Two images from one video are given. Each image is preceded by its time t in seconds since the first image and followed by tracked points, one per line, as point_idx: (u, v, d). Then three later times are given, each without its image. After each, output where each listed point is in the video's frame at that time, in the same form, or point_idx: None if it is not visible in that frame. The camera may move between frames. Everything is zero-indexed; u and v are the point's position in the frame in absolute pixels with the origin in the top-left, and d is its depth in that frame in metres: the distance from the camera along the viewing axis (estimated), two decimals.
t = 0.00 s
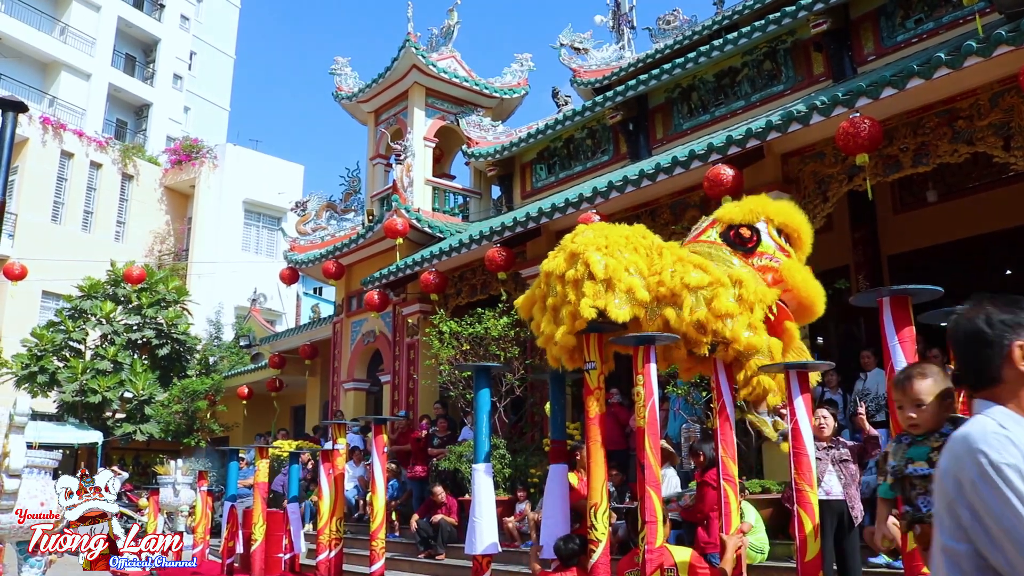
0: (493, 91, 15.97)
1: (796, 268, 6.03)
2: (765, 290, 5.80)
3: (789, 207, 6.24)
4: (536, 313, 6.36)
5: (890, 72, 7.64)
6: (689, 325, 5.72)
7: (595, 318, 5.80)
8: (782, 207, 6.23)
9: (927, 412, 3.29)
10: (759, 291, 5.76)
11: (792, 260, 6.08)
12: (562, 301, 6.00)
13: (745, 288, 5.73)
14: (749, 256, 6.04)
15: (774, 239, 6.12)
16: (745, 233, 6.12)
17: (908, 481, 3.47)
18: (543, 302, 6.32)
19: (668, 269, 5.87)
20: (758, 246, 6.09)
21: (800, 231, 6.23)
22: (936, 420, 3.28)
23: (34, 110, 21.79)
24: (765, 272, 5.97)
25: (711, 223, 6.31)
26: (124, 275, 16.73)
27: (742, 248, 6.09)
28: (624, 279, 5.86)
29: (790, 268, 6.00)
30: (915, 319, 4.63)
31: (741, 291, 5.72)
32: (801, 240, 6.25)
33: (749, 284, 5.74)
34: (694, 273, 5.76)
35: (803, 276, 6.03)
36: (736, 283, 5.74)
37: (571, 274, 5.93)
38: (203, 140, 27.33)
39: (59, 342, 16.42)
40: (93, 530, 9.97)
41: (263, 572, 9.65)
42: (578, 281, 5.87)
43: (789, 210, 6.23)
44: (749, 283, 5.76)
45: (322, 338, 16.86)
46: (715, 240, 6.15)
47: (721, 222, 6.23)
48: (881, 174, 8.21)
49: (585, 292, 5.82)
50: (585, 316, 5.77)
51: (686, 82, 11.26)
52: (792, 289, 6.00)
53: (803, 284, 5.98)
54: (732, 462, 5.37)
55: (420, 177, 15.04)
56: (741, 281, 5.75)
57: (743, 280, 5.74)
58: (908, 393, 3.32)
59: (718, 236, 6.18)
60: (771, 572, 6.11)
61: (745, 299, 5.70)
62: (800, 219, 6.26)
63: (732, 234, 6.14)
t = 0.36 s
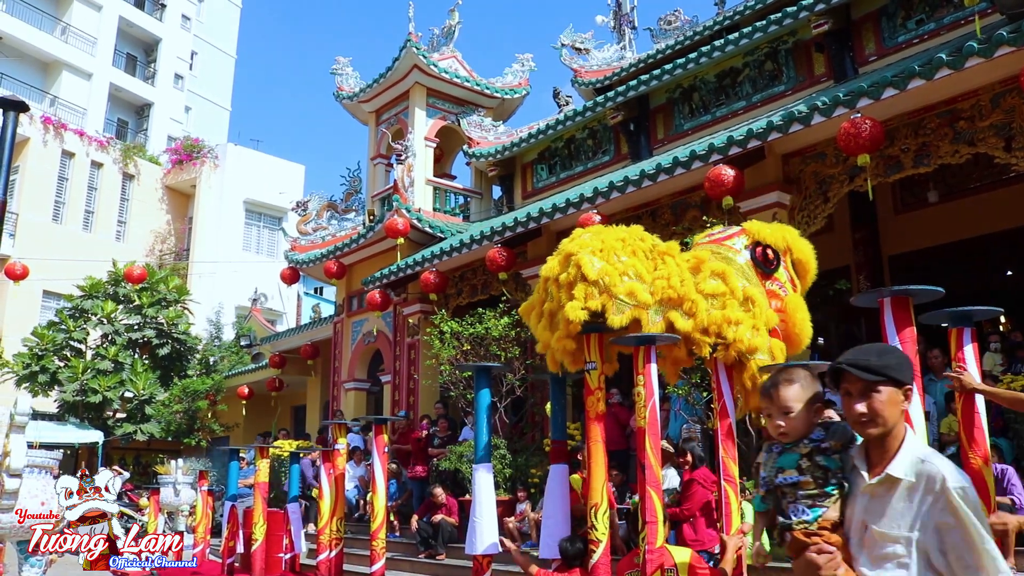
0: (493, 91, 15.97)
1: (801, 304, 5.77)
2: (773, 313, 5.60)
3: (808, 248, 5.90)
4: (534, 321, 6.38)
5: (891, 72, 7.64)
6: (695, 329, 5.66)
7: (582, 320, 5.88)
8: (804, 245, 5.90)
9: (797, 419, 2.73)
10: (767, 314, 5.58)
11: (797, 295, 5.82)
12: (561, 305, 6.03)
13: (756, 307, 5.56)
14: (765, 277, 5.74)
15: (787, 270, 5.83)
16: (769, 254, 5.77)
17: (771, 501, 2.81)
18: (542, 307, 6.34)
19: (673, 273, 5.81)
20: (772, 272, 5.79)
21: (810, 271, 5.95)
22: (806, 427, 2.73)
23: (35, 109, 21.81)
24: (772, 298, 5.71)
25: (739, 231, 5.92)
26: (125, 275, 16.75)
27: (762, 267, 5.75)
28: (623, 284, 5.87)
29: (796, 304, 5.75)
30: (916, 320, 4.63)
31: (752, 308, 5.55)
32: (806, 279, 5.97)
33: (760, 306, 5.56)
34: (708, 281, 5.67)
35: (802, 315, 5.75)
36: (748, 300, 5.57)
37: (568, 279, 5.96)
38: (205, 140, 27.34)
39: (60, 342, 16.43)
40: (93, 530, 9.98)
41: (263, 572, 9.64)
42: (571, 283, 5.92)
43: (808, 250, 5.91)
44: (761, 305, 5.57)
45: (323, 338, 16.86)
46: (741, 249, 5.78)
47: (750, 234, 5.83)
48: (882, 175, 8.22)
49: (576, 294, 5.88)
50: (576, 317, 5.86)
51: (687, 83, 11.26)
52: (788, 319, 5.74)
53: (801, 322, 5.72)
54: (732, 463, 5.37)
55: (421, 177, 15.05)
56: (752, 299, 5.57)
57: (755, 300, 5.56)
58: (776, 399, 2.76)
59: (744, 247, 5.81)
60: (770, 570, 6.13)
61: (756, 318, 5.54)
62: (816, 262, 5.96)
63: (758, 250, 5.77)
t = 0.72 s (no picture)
0: (493, 91, 15.96)
1: (806, 290, 6.01)
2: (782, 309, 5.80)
3: (803, 233, 6.10)
4: (534, 319, 6.31)
5: (891, 72, 7.64)
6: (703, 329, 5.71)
7: (580, 320, 5.83)
8: (799, 231, 6.12)
9: (668, 421, 2.64)
10: (776, 311, 5.77)
11: (802, 281, 6.04)
12: (559, 305, 5.98)
13: (766, 308, 5.73)
14: (770, 273, 5.89)
15: (790, 259, 6.01)
16: (771, 250, 5.93)
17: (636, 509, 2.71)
18: (540, 308, 6.30)
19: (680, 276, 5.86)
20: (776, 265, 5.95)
21: (808, 253, 6.17)
22: (677, 429, 2.66)
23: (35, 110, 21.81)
24: (780, 291, 5.87)
25: (737, 230, 6.00)
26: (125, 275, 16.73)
27: (767, 263, 5.90)
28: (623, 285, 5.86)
29: (802, 291, 5.95)
30: (915, 320, 4.63)
31: (761, 309, 5.72)
32: (805, 260, 6.19)
33: (768, 305, 5.74)
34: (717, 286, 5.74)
35: (810, 300, 5.99)
36: (758, 302, 5.71)
37: (568, 279, 5.92)
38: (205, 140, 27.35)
39: (60, 342, 16.44)
40: (92, 530, 9.99)
41: (264, 571, 9.65)
42: (570, 283, 5.89)
43: (803, 232, 6.12)
44: (768, 304, 5.74)
45: (323, 338, 16.86)
46: (743, 250, 5.88)
47: (748, 233, 5.96)
48: (883, 175, 8.22)
49: (575, 295, 5.84)
50: (572, 318, 5.81)
51: (687, 83, 11.26)
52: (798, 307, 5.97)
53: (809, 307, 5.95)
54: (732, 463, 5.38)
55: (421, 177, 15.05)
56: (762, 301, 5.72)
57: (764, 302, 5.71)
58: (649, 399, 2.65)
59: (746, 247, 5.91)
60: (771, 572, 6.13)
61: (766, 318, 5.71)
62: (811, 241, 6.18)
63: (759, 249, 5.90)
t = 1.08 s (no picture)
0: (493, 91, 15.96)
1: (806, 269, 6.02)
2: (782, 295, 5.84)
3: (792, 213, 6.17)
4: (534, 317, 6.26)
5: (891, 70, 7.62)
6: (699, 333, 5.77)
7: (582, 319, 5.79)
8: (788, 211, 6.18)
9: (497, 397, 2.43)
10: (775, 297, 5.80)
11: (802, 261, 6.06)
12: (559, 304, 5.99)
13: (764, 296, 5.77)
14: (764, 259, 5.99)
15: (784, 241, 6.07)
16: (759, 236, 6.03)
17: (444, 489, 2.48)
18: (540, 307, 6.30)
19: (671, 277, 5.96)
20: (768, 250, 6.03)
21: (802, 233, 6.20)
22: (503, 407, 2.44)
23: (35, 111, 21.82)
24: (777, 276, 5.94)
25: (725, 223, 6.15)
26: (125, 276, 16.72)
27: (759, 250, 6.00)
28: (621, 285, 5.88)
29: (800, 271, 5.98)
30: (916, 318, 4.62)
31: (759, 298, 5.77)
32: (804, 239, 6.21)
33: (766, 292, 5.78)
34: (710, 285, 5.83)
35: (811, 278, 6.00)
36: (755, 292, 5.77)
37: (567, 279, 5.94)
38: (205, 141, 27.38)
39: (61, 344, 16.45)
40: (92, 531, 10.00)
41: (265, 572, 9.65)
42: (571, 282, 5.91)
43: (791, 212, 6.18)
44: (766, 291, 5.79)
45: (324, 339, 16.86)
46: (730, 242, 6.03)
47: (734, 225, 6.11)
48: (883, 173, 8.22)
49: (576, 293, 5.84)
50: (575, 316, 5.79)
51: (687, 82, 11.26)
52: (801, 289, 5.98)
53: (812, 285, 5.96)
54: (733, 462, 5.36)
55: (421, 177, 15.06)
56: (760, 289, 5.77)
57: (761, 290, 5.77)
58: (475, 368, 2.40)
59: (734, 238, 6.05)
60: (771, 571, 6.13)
61: (764, 307, 5.77)
62: (802, 220, 6.21)
63: (747, 237, 6.03)
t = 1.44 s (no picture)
0: (496, 91, 15.97)
1: (807, 262, 5.81)
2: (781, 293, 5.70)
3: (796, 202, 5.91)
4: (539, 321, 6.37)
5: (895, 71, 7.61)
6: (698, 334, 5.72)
7: (582, 318, 5.85)
8: (791, 200, 5.93)
9: (299, 389, 2.35)
10: (774, 296, 5.65)
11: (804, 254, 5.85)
12: (561, 304, 6.03)
13: (763, 295, 5.62)
14: (763, 256, 5.83)
15: (785, 234, 5.87)
16: (758, 232, 5.86)
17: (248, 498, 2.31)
18: (545, 309, 6.35)
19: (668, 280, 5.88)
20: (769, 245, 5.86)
21: (806, 222, 5.96)
22: (311, 401, 2.36)
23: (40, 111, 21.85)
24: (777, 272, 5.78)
25: (723, 218, 5.99)
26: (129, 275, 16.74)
27: (757, 247, 5.85)
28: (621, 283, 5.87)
29: (802, 264, 5.76)
30: (920, 320, 4.61)
31: (758, 297, 5.63)
32: (807, 229, 5.98)
33: (766, 290, 5.62)
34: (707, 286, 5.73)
35: (813, 271, 5.79)
36: (754, 291, 5.63)
37: (568, 279, 5.97)
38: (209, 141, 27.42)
39: (65, 343, 16.49)
40: (94, 530, 10.03)
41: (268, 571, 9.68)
42: (571, 282, 5.93)
43: (794, 201, 5.92)
44: (765, 289, 5.64)
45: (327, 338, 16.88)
46: (727, 239, 5.89)
47: (733, 220, 5.94)
48: (887, 173, 8.21)
49: (576, 293, 5.87)
50: (576, 317, 5.84)
51: (690, 82, 11.26)
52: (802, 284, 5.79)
53: (814, 279, 5.76)
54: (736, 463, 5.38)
55: (425, 177, 15.08)
56: (758, 289, 5.62)
57: (760, 289, 5.62)
58: (274, 359, 2.37)
59: (731, 234, 5.91)
60: (772, 571, 6.14)
61: (763, 307, 5.63)
62: (806, 209, 5.95)
63: (745, 234, 5.88)
